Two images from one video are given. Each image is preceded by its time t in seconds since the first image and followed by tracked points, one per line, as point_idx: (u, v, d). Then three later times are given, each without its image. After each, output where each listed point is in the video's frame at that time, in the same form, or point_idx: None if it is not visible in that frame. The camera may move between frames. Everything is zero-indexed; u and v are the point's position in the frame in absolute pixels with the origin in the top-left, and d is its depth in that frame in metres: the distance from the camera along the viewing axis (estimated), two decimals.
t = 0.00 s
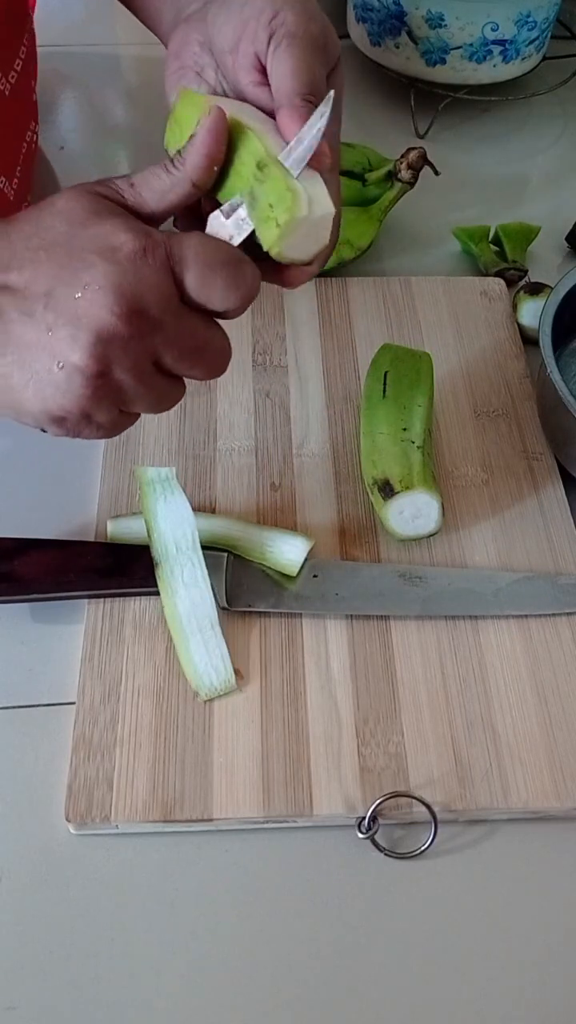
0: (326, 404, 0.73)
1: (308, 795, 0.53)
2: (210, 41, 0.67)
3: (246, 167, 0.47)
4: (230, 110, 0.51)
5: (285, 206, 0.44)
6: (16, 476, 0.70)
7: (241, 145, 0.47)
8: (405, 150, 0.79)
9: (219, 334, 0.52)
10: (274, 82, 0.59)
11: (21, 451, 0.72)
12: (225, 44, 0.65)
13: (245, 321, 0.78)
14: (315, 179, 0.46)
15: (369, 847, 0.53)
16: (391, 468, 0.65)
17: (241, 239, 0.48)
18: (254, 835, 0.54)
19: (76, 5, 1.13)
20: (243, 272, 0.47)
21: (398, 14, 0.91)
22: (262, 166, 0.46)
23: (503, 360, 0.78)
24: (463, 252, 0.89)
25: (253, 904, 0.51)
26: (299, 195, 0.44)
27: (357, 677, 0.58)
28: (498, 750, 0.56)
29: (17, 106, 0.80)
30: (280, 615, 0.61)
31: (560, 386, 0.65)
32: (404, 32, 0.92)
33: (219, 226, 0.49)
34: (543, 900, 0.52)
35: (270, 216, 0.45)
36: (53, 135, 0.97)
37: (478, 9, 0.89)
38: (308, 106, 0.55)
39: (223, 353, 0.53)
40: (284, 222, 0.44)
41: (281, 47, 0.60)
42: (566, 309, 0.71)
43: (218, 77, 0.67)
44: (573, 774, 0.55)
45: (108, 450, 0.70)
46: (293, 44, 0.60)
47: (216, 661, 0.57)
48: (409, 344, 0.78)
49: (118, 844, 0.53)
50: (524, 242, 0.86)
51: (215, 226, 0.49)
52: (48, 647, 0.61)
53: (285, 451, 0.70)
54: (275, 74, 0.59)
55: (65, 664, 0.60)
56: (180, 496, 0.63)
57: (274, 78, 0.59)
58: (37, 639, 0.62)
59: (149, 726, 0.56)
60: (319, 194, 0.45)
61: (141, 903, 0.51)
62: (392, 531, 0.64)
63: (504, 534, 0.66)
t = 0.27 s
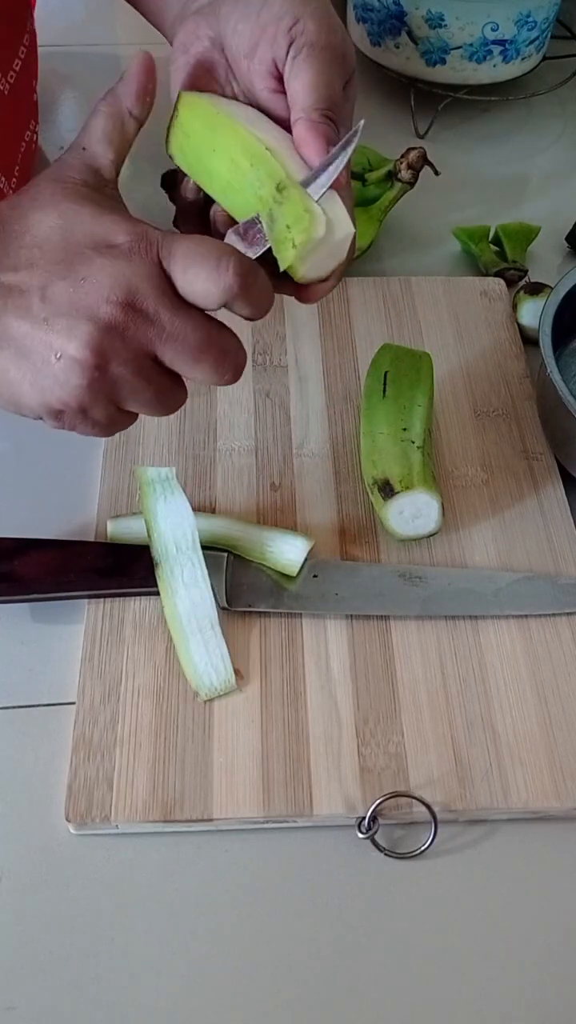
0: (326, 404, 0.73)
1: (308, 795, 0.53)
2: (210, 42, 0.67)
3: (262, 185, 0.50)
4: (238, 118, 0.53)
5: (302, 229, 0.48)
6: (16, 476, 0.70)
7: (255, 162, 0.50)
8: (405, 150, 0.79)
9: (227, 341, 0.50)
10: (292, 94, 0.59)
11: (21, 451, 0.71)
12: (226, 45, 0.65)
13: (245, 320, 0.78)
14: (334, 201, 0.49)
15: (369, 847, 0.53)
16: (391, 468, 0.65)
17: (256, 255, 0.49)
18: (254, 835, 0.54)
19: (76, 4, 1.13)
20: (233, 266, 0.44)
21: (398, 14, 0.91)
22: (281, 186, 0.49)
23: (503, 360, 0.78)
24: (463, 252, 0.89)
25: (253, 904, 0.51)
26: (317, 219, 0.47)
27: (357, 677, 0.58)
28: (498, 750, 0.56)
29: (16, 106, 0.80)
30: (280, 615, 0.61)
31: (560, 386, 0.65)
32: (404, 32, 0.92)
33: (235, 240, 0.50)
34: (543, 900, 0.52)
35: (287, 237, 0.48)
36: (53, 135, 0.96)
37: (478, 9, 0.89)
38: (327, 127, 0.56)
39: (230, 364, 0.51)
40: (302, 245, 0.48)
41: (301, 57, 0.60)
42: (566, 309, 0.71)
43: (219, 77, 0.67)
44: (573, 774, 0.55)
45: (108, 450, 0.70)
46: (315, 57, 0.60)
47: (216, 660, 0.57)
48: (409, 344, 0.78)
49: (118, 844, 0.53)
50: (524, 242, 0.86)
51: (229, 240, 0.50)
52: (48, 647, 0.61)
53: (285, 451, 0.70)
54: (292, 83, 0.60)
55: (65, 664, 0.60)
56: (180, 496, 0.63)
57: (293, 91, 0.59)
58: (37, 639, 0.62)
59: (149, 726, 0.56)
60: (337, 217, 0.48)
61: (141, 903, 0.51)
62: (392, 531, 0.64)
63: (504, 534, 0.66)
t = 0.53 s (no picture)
0: (326, 404, 0.73)
1: (308, 795, 0.53)
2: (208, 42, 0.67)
3: (256, 215, 0.48)
4: (226, 133, 0.51)
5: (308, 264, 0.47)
6: (16, 476, 0.70)
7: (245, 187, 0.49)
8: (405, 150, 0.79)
9: (214, 348, 0.51)
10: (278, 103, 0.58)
11: (21, 451, 0.71)
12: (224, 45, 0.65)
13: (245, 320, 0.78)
14: (330, 223, 0.48)
15: (369, 847, 0.53)
16: (391, 468, 0.65)
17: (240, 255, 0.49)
18: (254, 835, 0.54)
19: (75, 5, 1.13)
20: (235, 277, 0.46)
21: (398, 14, 0.91)
22: (277, 214, 0.48)
23: (503, 360, 0.78)
24: (463, 252, 0.89)
25: (252, 904, 0.51)
26: (320, 253, 0.47)
27: (357, 677, 0.58)
28: (498, 750, 0.56)
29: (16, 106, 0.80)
30: (280, 615, 0.61)
31: (560, 386, 0.65)
32: (404, 32, 0.92)
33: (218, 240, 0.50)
34: (542, 900, 0.52)
35: (290, 267, 0.48)
36: (53, 135, 0.97)
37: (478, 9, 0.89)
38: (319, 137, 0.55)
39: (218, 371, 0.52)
40: (308, 280, 0.47)
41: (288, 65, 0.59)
42: (566, 309, 0.71)
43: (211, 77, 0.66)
44: (573, 774, 0.55)
45: (108, 450, 0.70)
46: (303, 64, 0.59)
47: (216, 661, 0.57)
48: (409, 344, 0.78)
49: (118, 844, 0.53)
50: (524, 242, 0.86)
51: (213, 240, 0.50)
52: (48, 647, 0.61)
53: (285, 451, 0.70)
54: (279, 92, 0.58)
55: (65, 664, 0.60)
56: (180, 496, 0.63)
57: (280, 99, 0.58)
58: (36, 639, 0.62)
59: (149, 726, 0.56)
60: (336, 242, 0.48)
61: (141, 903, 0.51)
62: (392, 531, 0.64)
63: (504, 534, 0.66)
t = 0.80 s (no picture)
0: (326, 404, 0.73)
1: (308, 795, 0.53)
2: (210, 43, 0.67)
3: (271, 227, 0.47)
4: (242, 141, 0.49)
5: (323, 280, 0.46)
6: (16, 476, 0.70)
7: (259, 197, 0.47)
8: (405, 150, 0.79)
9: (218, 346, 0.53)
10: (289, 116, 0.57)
11: (21, 451, 0.72)
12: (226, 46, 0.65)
13: (245, 320, 0.78)
14: (345, 237, 0.47)
15: (369, 846, 0.53)
16: (391, 468, 0.65)
17: (240, 253, 0.48)
18: (254, 835, 0.54)
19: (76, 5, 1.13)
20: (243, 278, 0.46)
21: (398, 14, 0.91)
22: (292, 227, 0.46)
23: (503, 360, 0.78)
24: (463, 252, 0.89)
25: (252, 904, 0.51)
26: (336, 269, 0.46)
27: (357, 677, 0.58)
28: (498, 750, 0.56)
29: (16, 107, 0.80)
30: (280, 615, 0.61)
31: (560, 386, 0.65)
32: (404, 32, 0.92)
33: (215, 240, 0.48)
34: (543, 900, 0.52)
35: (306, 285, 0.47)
36: (53, 135, 0.97)
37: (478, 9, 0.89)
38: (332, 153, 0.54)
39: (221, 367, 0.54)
40: (324, 296, 0.47)
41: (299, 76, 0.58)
42: (566, 309, 0.71)
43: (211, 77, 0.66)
44: (573, 774, 0.55)
45: (109, 450, 0.70)
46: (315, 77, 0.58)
47: (216, 660, 0.57)
48: (409, 344, 0.78)
49: (118, 844, 0.53)
50: (524, 243, 0.86)
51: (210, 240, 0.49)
52: (48, 647, 0.61)
53: (285, 451, 0.70)
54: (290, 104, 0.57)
55: (65, 664, 0.60)
56: (180, 496, 0.63)
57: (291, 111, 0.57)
58: (37, 639, 0.62)
59: (149, 726, 0.56)
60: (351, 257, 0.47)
61: (141, 903, 0.51)
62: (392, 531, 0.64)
63: (504, 534, 0.66)
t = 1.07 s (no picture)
0: (326, 404, 0.73)
1: (308, 795, 0.53)
2: (213, 44, 0.67)
3: (296, 250, 0.47)
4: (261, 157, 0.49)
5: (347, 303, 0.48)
6: (16, 476, 0.70)
7: (283, 217, 0.47)
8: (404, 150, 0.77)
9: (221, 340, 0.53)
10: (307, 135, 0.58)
11: (21, 451, 0.71)
12: (233, 49, 0.65)
13: (245, 320, 0.78)
14: (367, 259, 0.48)
15: (369, 847, 0.53)
16: (391, 468, 0.65)
17: (242, 246, 0.50)
18: (254, 835, 0.54)
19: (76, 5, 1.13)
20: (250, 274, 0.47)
21: (398, 14, 0.91)
22: (316, 251, 0.47)
23: (503, 360, 0.78)
24: (463, 252, 0.89)
25: (253, 904, 0.51)
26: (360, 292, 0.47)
27: (357, 677, 0.58)
28: (498, 750, 0.56)
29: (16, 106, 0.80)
30: (280, 615, 0.61)
31: (560, 386, 0.65)
32: (404, 32, 0.92)
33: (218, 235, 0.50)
34: (543, 900, 0.52)
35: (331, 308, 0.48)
36: (53, 135, 0.97)
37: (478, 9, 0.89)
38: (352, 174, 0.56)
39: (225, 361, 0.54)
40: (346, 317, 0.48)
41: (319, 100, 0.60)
42: (566, 308, 0.71)
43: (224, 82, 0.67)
44: (574, 774, 0.55)
45: (109, 450, 0.70)
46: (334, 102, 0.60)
47: (216, 660, 0.57)
48: (409, 344, 0.78)
49: (118, 844, 0.53)
50: (524, 242, 0.86)
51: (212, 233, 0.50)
52: (49, 647, 0.61)
53: (285, 451, 0.70)
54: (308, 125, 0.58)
55: (65, 664, 0.60)
56: (180, 496, 0.63)
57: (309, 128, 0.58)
58: (37, 639, 0.62)
59: (149, 726, 0.56)
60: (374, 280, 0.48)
61: (140, 902, 0.51)
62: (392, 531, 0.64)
63: (504, 534, 0.66)
